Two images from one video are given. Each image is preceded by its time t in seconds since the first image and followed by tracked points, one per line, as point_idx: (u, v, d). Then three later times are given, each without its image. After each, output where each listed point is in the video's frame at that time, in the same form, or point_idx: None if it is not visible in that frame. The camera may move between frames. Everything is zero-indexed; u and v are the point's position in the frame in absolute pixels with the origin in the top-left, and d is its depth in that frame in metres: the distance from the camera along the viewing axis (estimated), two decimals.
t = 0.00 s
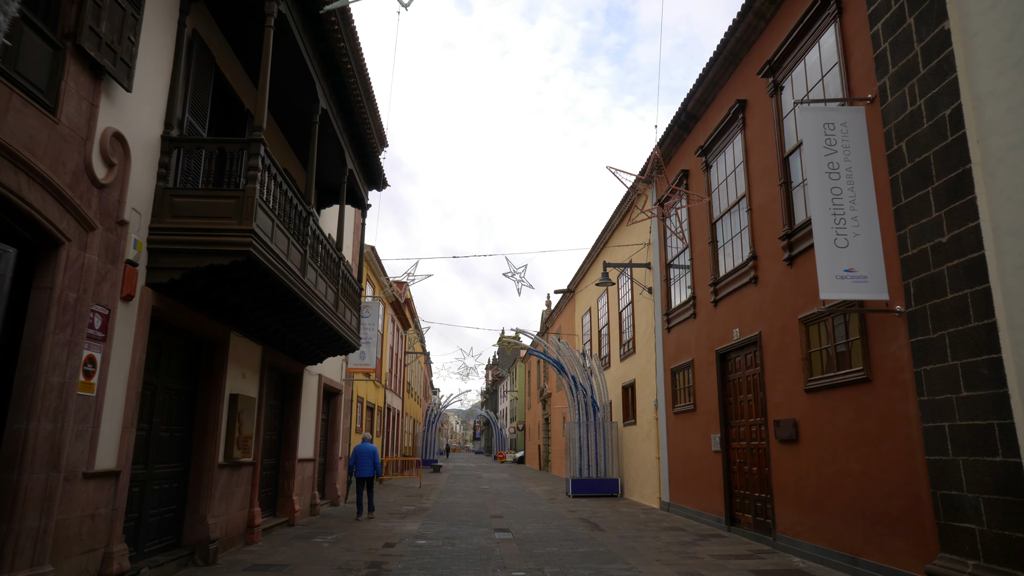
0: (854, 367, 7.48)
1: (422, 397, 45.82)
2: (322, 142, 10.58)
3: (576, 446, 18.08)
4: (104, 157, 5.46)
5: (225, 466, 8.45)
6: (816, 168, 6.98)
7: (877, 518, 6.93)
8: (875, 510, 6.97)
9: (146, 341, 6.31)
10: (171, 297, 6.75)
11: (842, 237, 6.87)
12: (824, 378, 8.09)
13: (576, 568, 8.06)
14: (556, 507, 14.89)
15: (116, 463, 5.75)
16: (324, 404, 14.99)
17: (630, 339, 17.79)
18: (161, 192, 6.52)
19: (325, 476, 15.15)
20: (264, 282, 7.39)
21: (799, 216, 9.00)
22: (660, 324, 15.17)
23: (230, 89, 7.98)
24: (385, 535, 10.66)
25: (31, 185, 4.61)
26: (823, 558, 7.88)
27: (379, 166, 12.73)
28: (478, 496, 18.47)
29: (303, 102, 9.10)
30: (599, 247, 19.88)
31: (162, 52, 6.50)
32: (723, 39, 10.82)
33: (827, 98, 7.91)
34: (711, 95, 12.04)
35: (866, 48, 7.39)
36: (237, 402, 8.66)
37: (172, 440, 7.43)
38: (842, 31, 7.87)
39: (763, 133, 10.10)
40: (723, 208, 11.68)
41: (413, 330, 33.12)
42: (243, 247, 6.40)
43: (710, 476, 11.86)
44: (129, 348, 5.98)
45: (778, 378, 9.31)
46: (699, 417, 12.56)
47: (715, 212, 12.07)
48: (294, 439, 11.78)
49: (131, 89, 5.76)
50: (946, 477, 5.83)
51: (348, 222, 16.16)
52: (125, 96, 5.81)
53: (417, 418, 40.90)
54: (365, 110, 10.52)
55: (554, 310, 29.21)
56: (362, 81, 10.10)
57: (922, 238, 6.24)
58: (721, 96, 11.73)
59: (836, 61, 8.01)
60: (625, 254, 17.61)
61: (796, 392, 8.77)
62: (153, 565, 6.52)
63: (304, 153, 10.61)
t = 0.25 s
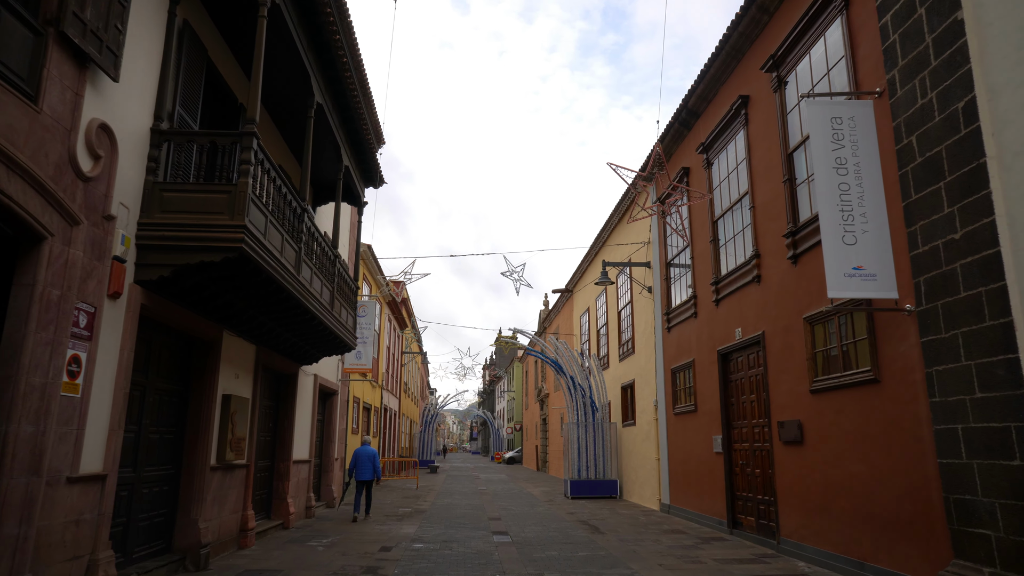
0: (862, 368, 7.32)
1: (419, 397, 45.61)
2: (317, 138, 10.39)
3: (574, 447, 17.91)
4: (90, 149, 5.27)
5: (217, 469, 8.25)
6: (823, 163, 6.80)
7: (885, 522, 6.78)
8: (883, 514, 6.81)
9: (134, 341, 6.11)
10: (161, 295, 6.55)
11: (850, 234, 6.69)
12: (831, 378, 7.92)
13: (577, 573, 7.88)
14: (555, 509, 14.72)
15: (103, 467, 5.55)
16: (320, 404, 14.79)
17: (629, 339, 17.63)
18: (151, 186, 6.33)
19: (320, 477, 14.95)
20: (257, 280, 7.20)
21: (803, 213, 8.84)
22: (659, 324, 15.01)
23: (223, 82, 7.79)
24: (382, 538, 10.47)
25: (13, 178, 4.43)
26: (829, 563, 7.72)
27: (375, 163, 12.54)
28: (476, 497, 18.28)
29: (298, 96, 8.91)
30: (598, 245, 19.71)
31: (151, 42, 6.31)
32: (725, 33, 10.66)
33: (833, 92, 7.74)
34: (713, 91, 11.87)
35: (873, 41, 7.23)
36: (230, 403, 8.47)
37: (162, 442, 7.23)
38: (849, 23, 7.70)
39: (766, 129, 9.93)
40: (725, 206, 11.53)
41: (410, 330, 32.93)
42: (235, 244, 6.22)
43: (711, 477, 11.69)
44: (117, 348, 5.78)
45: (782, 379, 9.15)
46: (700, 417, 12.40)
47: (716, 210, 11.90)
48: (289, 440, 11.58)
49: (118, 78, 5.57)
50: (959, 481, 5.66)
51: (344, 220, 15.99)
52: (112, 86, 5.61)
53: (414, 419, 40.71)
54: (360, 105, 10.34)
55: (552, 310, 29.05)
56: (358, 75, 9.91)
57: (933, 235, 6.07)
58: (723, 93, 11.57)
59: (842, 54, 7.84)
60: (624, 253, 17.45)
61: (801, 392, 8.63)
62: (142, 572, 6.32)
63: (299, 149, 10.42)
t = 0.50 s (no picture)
0: (875, 365, 7.11)
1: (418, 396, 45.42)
2: (314, 130, 10.16)
3: (575, 446, 17.70)
4: (74, 135, 5.04)
5: (211, 469, 8.03)
6: (836, 154, 6.57)
7: (900, 524, 6.58)
8: (898, 516, 6.62)
9: (123, 336, 5.88)
10: (151, 288, 6.32)
11: (864, 226, 6.48)
12: (842, 376, 7.72)
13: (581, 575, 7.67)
14: (555, 509, 14.51)
15: (88, 467, 5.33)
16: (317, 403, 14.56)
17: (631, 337, 17.42)
18: (140, 176, 6.10)
19: (318, 477, 14.73)
20: (251, 273, 6.97)
21: (812, 208, 8.63)
22: (662, 322, 14.80)
23: (216, 70, 7.57)
24: (380, 539, 10.25)
25: None
26: (840, 565, 7.53)
27: (374, 157, 12.31)
28: (476, 497, 18.06)
29: (293, 85, 8.68)
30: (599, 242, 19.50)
31: (140, 26, 6.07)
32: (731, 24, 10.44)
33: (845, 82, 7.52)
34: (718, 83, 11.65)
35: (887, 28, 7.01)
36: (224, 401, 8.24)
37: (154, 440, 7.01)
38: (860, 11, 7.49)
39: (773, 122, 9.72)
40: (730, 201, 11.31)
41: (409, 328, 32.69)
42: (227, 235, 6.00)
43: (716, 477, 11.48)
44: (104, 343, 5.56)
45: (790, 376, 8.95)
46: (704, 416, 12.19)
47: (721, 205, 11.69)
48: (286, 440, 11.36)
49: (104, 62, 5.33)
50: (980, 482, 5.45)
51: (342, 216, 15.76)
52: (99, 70, 5.38)
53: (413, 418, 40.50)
54: (358, 97, 10.11)
55: (551, 308, 28.85)
56: (356, 66, 9.68)
57: (952, 226, 5.86)
58: (728, 85, 11.35)
59: (854, 43, 7.62)
60: (625, 249, 17.23)
61: (809, 390, 8.42)
62: None
63: (295, 141, 10.19)
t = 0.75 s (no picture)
0: (887, 361, 6.93)
1: (417, 395, 45.26)
2: (312, 122, 9.98)
3: (576, 445, 17.53)
4: (62, 121, 4.86)
5: (206, 468, 7.84)
6: (848, 143, 6.38)
7: (915, 525, 6.41)
8: (912, 516, 6.45)
9: (113, 331, 5.69)
10: (142, 282, 6.13)
11: (877, 218, 6.29)
12: (852, 373, 7.54)
13: None
14: (557, 509, 14.34)
15: (77, 467, 5.14)
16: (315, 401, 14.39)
17: (632, 335, 17.25)
18: (131, 165, 5.90)
19: (316, 476, 14.54)
20: (247, 267, 6.79)
21: (820, 201, 8.45)
22: (664, 319, 14.63)
23: (211, 59, 7.39)
24: (379, 540, 10.06)
25: None
26: (853, 567, 7.36)
27: (373, 151, 12.12)
28: (476, 497, 17.88)
29: (290, 75, 8.49)
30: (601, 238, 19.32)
31: (130, 10, 5.87)
32: (737, 15, 10.25)
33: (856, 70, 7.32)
34: (722, 76, 11.47)
35: (900, 15, 6.83)
36: (219, 399, 8.05)
37: (146, 439, 6.82)
38: None
39: (780, 114, 9.54)
40: (735, 195, 11.13)
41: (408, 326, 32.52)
42: (222, 226, 5.82)
43: (720, 476, 11.30)
44: (92, 338, 5.37)
45: (797, 374, 8.77)
46: (708, 414, 12.01)
47: (725, 199, 11.51)
48: (283, 438, 11.17)
49: (92, 45, 5.13)
50: (1000, 482, 5.27)
51: (340, 212, 15.57)
52: (86, 54, 5.18)
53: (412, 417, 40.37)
54: (357, 89, 9.92)
55: (551, 306, 28.69)
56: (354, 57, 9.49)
57: (970, 218, 5.68)
58: (733, 78, 11.17)
59: (865, 31, 7.44)
60: (627, 246, 17.06)
61: (818, 388, 8.25)
62: None
63: (292, 133, 10.00)
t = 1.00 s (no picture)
0: (903, 361, 6.73)
1: (420, 396, 45.07)
2: (312, 119, 9.81)
3: (580, 447, 17.33)
4: (51, 112, 4.69)
5: (204, 471, 7.66)
6: (863, 137, 6.18)
7: (934, 530, 6.21)
8: (931, 521, 6.24)
9: (106, 331, 5.51)
10: (136, 281, 5.95)
11: (894, 214, 6.08)
12: (866, 373, 7.34)
13: None
14: (561, 512, 14.14)
15: (67, 471, 4.96)
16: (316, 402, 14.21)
17: (637, 335, 17.06)
18: (125, 160, 5.72)
19: (317, 478, 14.35)
20: (244, 265, 6.61)
21: (832, 198, 8.24)
22: (670, 319, 14.43)
23: (208, 52, 7.22)
24: (381, 544, 9.87)
25: None
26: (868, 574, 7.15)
27: (374, 148, 11.95)
28: (479, 499, 17.69)
29: (290, 70, 8.31)
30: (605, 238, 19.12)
31: None
32: (745, 9, 10.06)
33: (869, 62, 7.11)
34: (730, 72, 11.28)
35: (916, 4, 6.62)
36: (217, 401, 7.87)
37: (142, 442, 6.64)
38: None
39: (789, 109, 9.34)
40: (742, 193, 10.94)
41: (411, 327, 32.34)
42: (218, 223, 5.64)
43: (728, 479, 11.09)
44: (83, 338, 5.19)
45: (808, 374, 8.57)
46: (716, 416, 11.81)
47: (733, 197, 11.32)
48: (284, 441, 10.99)
49: (83, 35, 4.96)
50: None
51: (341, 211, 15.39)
52: (77, 44, 5.01)
53: (415, 418, 40.21)
54: (358, 85, 9.74)
55: (554, 307, 28.49)
56: (355, 52, 9.31)
57: (992, 213, 5.48)
58: (740, 73, 10.98)
59: (879, 22, 7.24)
60: (632, 245, 16.86)
61: (830, 389, 8.05)
62: None
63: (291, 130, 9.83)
